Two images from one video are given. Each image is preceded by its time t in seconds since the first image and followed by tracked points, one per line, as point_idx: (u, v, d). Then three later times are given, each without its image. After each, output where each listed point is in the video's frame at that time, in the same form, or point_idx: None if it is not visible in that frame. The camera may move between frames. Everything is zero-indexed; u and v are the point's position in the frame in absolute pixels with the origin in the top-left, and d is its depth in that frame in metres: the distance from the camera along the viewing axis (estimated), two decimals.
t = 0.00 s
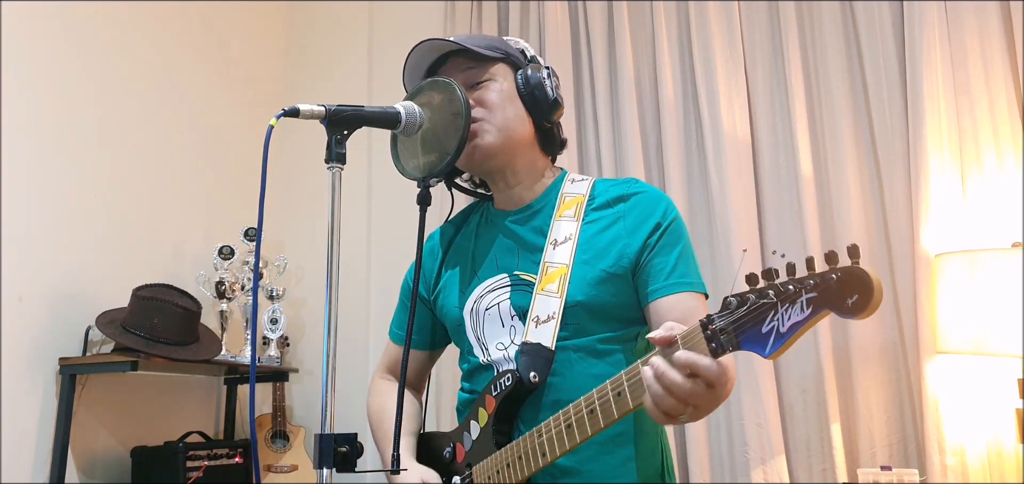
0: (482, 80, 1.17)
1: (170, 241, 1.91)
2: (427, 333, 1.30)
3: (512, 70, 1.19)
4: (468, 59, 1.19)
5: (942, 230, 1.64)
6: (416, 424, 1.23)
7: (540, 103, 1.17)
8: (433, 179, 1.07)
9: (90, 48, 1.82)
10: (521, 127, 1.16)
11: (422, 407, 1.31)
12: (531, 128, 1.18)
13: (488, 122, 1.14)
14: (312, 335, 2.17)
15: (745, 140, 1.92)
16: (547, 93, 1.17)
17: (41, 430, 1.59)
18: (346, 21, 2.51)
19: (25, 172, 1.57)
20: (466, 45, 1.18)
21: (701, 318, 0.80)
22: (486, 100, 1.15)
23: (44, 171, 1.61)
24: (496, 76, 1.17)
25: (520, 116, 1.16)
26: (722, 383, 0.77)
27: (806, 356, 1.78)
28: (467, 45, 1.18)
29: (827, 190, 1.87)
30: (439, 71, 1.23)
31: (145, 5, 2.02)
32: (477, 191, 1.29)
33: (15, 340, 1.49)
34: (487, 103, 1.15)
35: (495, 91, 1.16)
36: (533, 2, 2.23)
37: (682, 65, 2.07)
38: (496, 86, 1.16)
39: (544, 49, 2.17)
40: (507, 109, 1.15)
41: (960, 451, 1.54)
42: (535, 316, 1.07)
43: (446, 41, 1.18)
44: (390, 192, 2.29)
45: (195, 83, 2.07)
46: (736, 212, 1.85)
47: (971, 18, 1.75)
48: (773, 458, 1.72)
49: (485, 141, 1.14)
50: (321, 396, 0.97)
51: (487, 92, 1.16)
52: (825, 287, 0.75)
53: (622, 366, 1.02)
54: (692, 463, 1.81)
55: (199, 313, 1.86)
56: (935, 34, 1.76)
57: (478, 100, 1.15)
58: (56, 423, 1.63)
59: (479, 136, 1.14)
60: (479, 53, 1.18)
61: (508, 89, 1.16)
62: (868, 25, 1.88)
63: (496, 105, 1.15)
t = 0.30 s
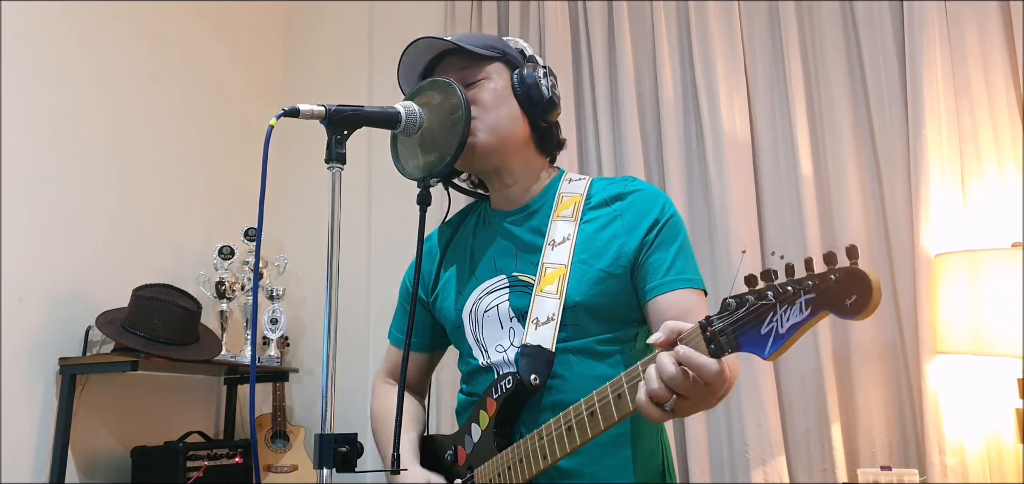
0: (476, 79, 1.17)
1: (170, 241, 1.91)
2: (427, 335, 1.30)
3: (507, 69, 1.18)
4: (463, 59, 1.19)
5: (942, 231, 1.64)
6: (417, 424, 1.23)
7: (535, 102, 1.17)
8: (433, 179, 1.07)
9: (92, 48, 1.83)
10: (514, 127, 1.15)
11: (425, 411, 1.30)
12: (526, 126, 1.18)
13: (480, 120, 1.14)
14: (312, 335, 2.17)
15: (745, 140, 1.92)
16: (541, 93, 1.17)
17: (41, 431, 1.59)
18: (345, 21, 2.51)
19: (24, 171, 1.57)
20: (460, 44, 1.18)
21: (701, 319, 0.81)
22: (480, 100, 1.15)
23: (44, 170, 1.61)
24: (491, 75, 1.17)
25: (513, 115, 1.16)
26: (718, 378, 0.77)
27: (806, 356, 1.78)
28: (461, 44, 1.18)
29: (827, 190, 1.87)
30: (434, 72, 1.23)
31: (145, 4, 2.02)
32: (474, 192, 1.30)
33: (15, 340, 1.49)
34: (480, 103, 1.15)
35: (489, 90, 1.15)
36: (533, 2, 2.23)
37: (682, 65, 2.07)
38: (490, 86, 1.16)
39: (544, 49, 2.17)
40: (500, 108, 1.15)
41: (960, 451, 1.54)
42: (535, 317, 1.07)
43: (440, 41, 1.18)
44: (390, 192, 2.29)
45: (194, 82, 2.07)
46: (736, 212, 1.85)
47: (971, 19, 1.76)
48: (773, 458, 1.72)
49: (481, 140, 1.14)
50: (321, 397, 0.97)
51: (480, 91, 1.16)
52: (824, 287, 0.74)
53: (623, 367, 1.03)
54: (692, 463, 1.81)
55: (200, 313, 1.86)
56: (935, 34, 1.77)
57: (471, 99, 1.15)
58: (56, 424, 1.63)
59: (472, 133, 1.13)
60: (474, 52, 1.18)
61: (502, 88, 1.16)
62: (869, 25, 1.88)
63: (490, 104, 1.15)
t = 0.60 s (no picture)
0: (483, 75, 1.17)
1: (170, 241, 1.91)
2: (428, 329, 1.31)
3: (513, 65, 1.17)
4: (471, 54, 1.19)
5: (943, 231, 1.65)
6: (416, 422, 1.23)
7: (537, 100, 1.15)
8: (433, 179, 1.07)
9: (91, 48, 1.83)
10: (513, 127, 1.15)
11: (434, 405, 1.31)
12: (529, 125, 1.17)
13: (479, 122, 1.14)
14: (312, 335, 2.17)
15: (745, 140, 1.91)
16: (543, 92, 1.15)
17: (41, 431, 1.59)
18: (345, 20, 2.51)
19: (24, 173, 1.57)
20: (467, 39, 1.18)
21: (694, 308, 0.80)
22: (483, 97, 1.15)
23: (43, 171, 1.61)
24: (498, 72, 1.16)
25: (514, 114, 1.15)
26: (708, 367, 0.76)
27: (806, 355, 1.78)
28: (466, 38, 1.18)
29: (827, 190, 1.87)
30: (445, 64, 1.24)
31: (145, 5, 2.01)
32: (479, 185, 1.29)
33: (15, 341, 1.49)
34: (481, 99, 1.15)
35: (492, 87, 1.15)
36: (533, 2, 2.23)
37: (682, 65, 2.07)
38: (493, 82, 1.16)
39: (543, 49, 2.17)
40: (501, 107, 1.15)
41: (959, 451, 1.54)
42: (532, 310, 1.07)
43: (448, 35, 1.18)
44: (390, 192, 2.29)
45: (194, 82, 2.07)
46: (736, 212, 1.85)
47: (971, 19, 1.76)
48: (773, 458, 1.72)
49: (481, 139, 1.14)
50: (321, 396, 0.97)
51: (483, 88, 1.16)
52: (816, 275, 0.72)
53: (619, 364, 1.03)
54: (692, 463, 1.81)
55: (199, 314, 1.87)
56: (936, 35, 1.76)
57: (473, 95, 1.16)
58: (57, 424, 1.63)
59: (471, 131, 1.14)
60: (479, 48, 1.18)
61: (505, 86, 1.15)
62: (869, 25, 1.88)
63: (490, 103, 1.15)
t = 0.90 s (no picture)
0: (484, 74, 1.16)
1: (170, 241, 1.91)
2: (429, 328, 1.31)
3: (514, 63, 1.17)
4: (473, 53, 1.18)
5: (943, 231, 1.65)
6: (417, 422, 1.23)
7: (538, 101, 1.14)
8: (433, 179, 1.07)
9: (90, 47, 1.83)
10: (513, 128, 1.14)
11: (428, 403, 1.31)
12: (532, 127, 1.16)
13: (481, 123, 1.14)
14: (312, 335, 2.17)
15: (745, 140, 1.91)
16: (545, 93, 1.14)
17: (41, 431, 1.59)
18: (345, 20, 2.50)
19: (24, 172, 1.57)
20: (465, 39, 1.16)
21: (696, 351, 0.78)
22: (484, 98, 1.14)
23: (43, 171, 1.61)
24: (500, 71, 1.15)
25: (514, 115, 1.14)
26: (706, 415, 0.76)
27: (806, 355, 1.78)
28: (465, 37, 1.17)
29: (827, 190, 1.87)
30: (446, 64, 1.22)
31: (144, 5, 2.01)
32: (481, 184, 1.29)
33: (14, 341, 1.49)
34: (482, 101, 1.14)
35: (493, 87, 1.15)
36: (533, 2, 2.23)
37: (682, 65, 2.07)
38: (494, 82, 1.15)
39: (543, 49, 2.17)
40: (502, 107, 1.14)
41: (959, 451, 1.55)
42: (533, 322, 1.07)
43: (448, 34, 1.17)
44: (390, 192, 2.29)
45: (193, 82, 2.07)
46: (736, 211, 1.85)
47: (971, 19, 1.76)
48: (773, 458, 1.72)
49: (481, 141, 1.14)
50: (321, 396, 0.97)
51: (483, 89, 1.15)
52: (820, 333, 0.69)
53: (620, 372, 1.03)
54: (692, 463, 1.81)
55: (200, 313, 1.86)
56: (936, 34, 1.76)
57: (473, 96, 1.15)
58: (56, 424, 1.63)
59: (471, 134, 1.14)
60: (480, 47, 1.17)
61: (506, 86, 1.15)
62: (868, 25, 1.88)
63: (490, 103, 1.14)
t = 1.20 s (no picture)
0: (487, 73, 1.16)
1: (170, 241, 1.91)
2: (428, 325, 1.30)
3: (518, 62, 1.16)
4: (477, 52, 1.18)
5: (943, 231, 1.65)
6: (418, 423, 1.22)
7: (541, 101, 1.13)
8: (433, 179, 1.07)
9: (91, 47, 1.83)
10: (514, 128, 1.14)
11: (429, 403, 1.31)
12: (534, 127, 1.16)
13: (482, 124, 1.14)
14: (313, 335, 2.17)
15: (745, 140, 1.91)
16: (548, 93, 1.13)
17: (41, 430, 1.59)
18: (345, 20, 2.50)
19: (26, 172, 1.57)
20: (469, 37, 1.17)
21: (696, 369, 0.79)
22: (487, 97, 1.14)
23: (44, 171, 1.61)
24: (502, 71, 1.15)
25: (516, 115, 1.14)
26: (705, 434, 0.77)
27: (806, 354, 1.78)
28: (466, 35, 1.16)
29: (827, 189, 1.87)
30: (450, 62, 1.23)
31: (145, 5, 2.01)
32: (483, 182, 1.29)
33: (15, 342, 1.48)
34: (484, 100, 1.14)
35: (495, 86, 1.14)
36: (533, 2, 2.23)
37: (682, 64, 2.06)
38: (496, 81, 1.15)
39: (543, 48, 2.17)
40: (504, 107, 1.14)
41: (959, 451, 1.55)
42: (538, 328, 1.07)
43: (450, 32, 1.18)
44: (390, 192, 2.29)
45: (193, 82, 2.07)
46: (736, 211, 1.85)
47: (971, 18, 1.76)
48: (773, 458, 1.72)
49: (483, 142, 1.13)
50: (321, 396, 0.97)
51: (486, 88, 1.15)
52: (820, 357, 0.70)
53: (622, 378, 1.04)
54: (691, 463, 1.81)
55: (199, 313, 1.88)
56: (936, 34, 1.76)
57: (476, 95, 1.15)
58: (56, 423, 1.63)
59: (472, 135, 1.14)
60: (485, 46, 1.17)
61: (508, 85, 1.14)
62: (868, 24, 1.87)
63: (492, 102, 1.14)
